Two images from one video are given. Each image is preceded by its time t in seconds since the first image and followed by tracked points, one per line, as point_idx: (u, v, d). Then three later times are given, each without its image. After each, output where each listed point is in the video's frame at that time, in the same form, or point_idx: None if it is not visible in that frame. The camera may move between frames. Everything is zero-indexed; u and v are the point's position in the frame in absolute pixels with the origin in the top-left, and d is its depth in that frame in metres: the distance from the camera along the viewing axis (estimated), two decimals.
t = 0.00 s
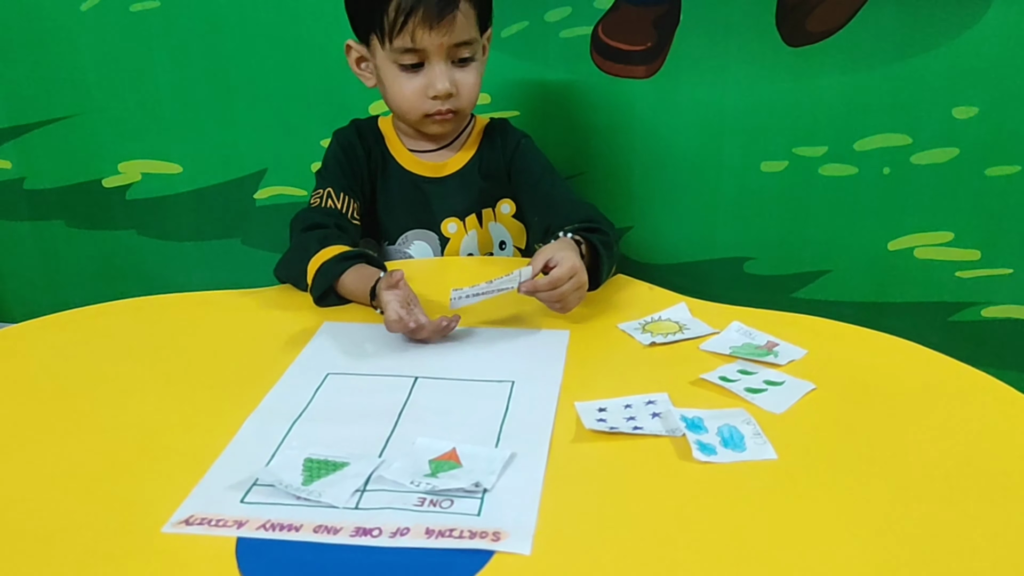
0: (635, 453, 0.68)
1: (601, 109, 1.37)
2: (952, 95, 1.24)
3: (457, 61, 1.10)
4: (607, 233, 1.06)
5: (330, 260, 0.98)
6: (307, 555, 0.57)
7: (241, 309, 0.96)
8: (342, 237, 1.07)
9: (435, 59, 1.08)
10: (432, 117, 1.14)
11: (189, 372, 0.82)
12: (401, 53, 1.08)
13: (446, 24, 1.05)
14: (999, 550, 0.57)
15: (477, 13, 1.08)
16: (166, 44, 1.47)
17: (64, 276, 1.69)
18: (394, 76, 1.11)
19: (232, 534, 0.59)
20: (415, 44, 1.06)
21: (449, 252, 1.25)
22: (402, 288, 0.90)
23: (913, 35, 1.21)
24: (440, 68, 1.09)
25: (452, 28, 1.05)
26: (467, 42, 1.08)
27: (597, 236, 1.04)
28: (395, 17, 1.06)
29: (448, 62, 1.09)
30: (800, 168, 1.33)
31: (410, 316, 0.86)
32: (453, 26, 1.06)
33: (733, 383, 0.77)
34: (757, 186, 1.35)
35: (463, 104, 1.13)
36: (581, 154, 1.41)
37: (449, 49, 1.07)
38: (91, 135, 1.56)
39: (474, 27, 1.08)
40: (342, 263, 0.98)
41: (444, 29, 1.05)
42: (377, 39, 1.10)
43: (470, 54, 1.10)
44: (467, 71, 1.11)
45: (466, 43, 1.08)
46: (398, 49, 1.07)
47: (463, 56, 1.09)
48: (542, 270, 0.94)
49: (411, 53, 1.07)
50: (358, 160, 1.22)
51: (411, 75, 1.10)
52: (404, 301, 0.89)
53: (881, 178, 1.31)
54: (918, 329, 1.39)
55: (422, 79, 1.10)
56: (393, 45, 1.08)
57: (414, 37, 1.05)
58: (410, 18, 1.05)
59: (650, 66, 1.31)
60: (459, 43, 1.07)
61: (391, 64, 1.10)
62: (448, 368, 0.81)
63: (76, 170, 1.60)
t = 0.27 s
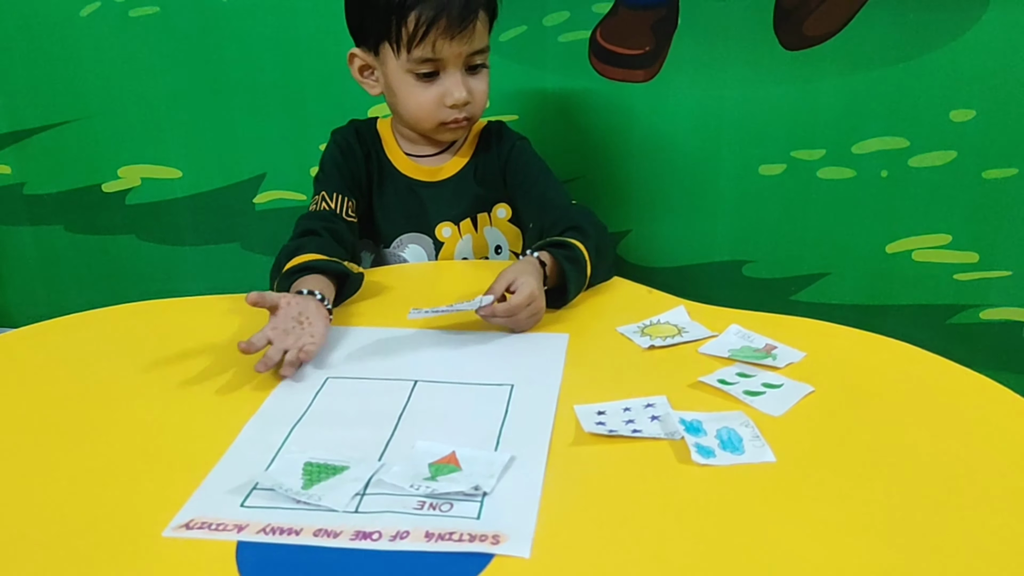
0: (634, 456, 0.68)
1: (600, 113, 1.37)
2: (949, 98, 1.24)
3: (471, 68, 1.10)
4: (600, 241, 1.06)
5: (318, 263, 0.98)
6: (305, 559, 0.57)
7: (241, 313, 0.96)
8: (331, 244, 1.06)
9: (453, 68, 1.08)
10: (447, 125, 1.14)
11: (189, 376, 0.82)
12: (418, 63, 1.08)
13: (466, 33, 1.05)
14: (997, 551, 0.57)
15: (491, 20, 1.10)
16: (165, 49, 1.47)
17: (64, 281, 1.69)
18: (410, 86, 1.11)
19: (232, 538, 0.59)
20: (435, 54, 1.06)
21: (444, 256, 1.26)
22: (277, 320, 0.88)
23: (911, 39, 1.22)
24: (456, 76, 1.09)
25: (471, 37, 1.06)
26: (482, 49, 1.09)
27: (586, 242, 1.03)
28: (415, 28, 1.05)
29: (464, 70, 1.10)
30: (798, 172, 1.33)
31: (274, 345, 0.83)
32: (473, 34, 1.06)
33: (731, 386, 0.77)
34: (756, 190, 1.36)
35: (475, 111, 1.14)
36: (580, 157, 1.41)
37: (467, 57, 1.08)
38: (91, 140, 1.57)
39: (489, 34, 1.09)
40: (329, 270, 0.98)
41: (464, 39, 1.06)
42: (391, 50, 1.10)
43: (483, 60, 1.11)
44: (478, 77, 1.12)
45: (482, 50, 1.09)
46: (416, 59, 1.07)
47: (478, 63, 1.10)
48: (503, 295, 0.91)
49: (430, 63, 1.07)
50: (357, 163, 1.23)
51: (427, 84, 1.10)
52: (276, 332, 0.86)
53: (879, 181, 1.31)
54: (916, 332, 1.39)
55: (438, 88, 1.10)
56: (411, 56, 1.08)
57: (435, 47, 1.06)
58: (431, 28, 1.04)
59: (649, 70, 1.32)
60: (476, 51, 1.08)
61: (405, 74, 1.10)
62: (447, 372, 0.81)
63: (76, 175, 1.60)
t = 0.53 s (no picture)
0: (633, 459, 0.68)
1: (599, 115, 1.37)
2: (947, 100, 1.24)
3: (436, 71, 1.10)
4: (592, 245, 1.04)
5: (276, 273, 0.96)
6: (298, 566, 0.57)
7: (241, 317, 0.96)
8: (306, 250, 1.05)
9: (414, 71, 1.08)
10: (415, 128, 1.14)
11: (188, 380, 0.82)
12: (379, 67, 1.08)
13: (421, 35, 1.05)
14: (994, 553, 0.57)
15: (455, 23, 1.08)
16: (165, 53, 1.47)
17: (64, 285, 1.70)
18: (376, 90, 1.12)
19: (222, 542, 0.59)
20: (392, 58, 1.06)
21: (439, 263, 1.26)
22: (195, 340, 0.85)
23: (909, 41, 1.22)
24: (419, 79, 1.09)
25: (428, 40, 1.05)
26: (444, 52, 1.08)
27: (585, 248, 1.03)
28: (371, 31, 1.06)
29: (427, 73, 1.09)
30: (797, 174, 1.33)
31: (182, 367, 0.79)
32: (429, 37, 1.05)
33: (730, 390, 0.77)
34: (755, 192, 1.36)
35: (445, 115, 1.13)
36: (579, 160, 1.41)
37: (427, 60, 1.07)
38: (91, 144, 1.57)
39: (452, 38, 1.08)
40: (302, 281, 0.96)
41: (419, 41, 1.05)
42: (357, 54, 1.11)
43: (449, 64, 1.09)
44: (447, 80, 1.11)
45: (444, 54, 1.08)
46: (376, 62, 1.08)
47: (441, 66, 1.09)
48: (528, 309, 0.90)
49: (389, 66, 1.08)
50: (343, 178, 1.24)
51: (391, 88, 1.10)
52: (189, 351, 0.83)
53: (877, 183, 1.31)
54: (915, 334, 1.39)
55: (402, 91, 1.10)
56: (371, 60, 1.08)
57: (390, 51, 1.06)
58: (385, 31, 1.05)
59: (647, 73, 1.32)
60: (437, 54, 1.07)
61: (371, 78, 1.11)
62: (457, 381, 0.81)
63: (75, 179, 1.60)
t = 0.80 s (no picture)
0: (633, 461, 0.68)
1: (599, 118, 1.37)
2: (946, 102, 1.24)
3: (414, 70, 1.04)
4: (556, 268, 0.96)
5: (277, 279, 0.97)
6: (294, 569, 0.57)
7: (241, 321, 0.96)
8: (304, 256, 1.05)
9: (390, 68, 1.03)
10: (393, 130, 1.07)
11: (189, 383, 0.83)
12: (355, 65, 1.04)
13: (395, 28, 1.01)
14: (991, 554, 0.57)
15: (434, 20, 1.04)
16: (165, 57, 1.48)
17: (65, 288, 1.70)
18: (353, 91, 1.07)
19: (217, 545, 0.59)
20: (366, 53, 1.02)
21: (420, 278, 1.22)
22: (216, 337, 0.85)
23: (908, 43, 1.22)
24: (395, 76, 1.03)
25: (402, 33, 1.01)
26: (421, 49, 1.03)
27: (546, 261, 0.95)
28: (347, 27, 1.03)
29: (405, 71, 1.04)
30: (796, 177, 1.34)
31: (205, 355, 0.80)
32: (403, 30, 1.01)
33: (729, 392, 0.78)
34: (754, 195, 1.36)
35: (423, 116, 1.06)
36: (579, 162, 1.41)
37: (403, 56, 1.02)
38: (92, 147, 1.58)
39: (429, 34, 1.03)
40: (309, 290, 0.97)
41: (393, 34, 1.01)
42: (337, 56, 1.08)
43: (428, 62, 1.04)
44: (426, 80, 1.05)
45: (421, 51, 1.03)
46: (351, 60, 1.04)
47: (419, 64, 1.04)
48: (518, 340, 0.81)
49: (364, 62, 1.03)
50: (337, 182, 1.21)
51: (366, 87, 1.05)
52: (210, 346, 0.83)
53: (877, 185, 1.31)
54: (914, 336, 1.39)
55: (377, 90, 1.04)
56: (348, 58, 1.05)
57: (364, 45, 1.02)
58: (358, 25, 1.01)
59: (646, 76, 1.33)
60: (413, 49, 1.02)
61: (350, 79, 1.07)
62: (459, 388, 0.81)
63: (77, 183, 1.61)
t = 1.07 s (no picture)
0: (635, 461, 0.68)
1: (600, 119, 1.37)
2: (947, 103, 1.24)
3: (408, 78, 1.04)
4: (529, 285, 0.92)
5: (283, 279, 0.97)
6: (296, 570, 0.57)
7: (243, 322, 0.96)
8: (306, 256, 1.05)
9: (384, 75, 1.02)
10: (384, 137, 1.07)
11: (190, 384, 0.83)
12: (349, 71, 1.04)
13: (390, 35, 1.00)
14: (993, 553, 0.57)
15: (430, 29, 1.03)
16: (167, 59, 1.48)
17: (67, 290, 1.70)
18: (346, 97, 1.06)
19: (219, 546, 0.59)
20: (360, 59, 1.02)
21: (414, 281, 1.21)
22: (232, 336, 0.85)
23: (909, 43, 1.22)
24: (388, 84, 1.03)
25: (397, 40, 1.01)
26: (416, 57, 1.02)
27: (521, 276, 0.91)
28: (342, 32, 1.03)
29: (398, 79, 1.03)
30: (797, 177, 1.34)
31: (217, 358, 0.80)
32: (399, 37, 1.01)
33: (731, 392, 0.78)
34: (755, 195, 1.36)
35: (416, 124, 1.06)
36: (579, 163, 1.41)
37: (397, 64, 1.02)
38: (94, 149, 1.58)
39: (425, 42, 1.03)
40: (316, 291, 0.97)
41: (388, 41, 1.00)
42: (331, 62, 1.07)
43: (423, 71, 1.04)
44: (420, 89, 1.05)
45: (416, 59, 1.03)
46: (345, 66, 1.04)
47: (413, 72, 1.03)
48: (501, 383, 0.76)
49: (358, 69, 1.03)
50: (334, 178, 1.21)
51: (359, 94, 1.05)
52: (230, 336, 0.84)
53: (878, 186, 1.31)
54: (917, 337, 1.39)
55: (370, 97, 1.04)
56: (342, 64, 1.04)
57: (359, 51, 1.01)
58: (353, 31, 1.01)
59: (647, 77, 1.33)
60: (407, 57, 1.02)
61: (342, 85, 1.06)
62: (460, 389, 0.81)
63: (78, 184, 1.61)
